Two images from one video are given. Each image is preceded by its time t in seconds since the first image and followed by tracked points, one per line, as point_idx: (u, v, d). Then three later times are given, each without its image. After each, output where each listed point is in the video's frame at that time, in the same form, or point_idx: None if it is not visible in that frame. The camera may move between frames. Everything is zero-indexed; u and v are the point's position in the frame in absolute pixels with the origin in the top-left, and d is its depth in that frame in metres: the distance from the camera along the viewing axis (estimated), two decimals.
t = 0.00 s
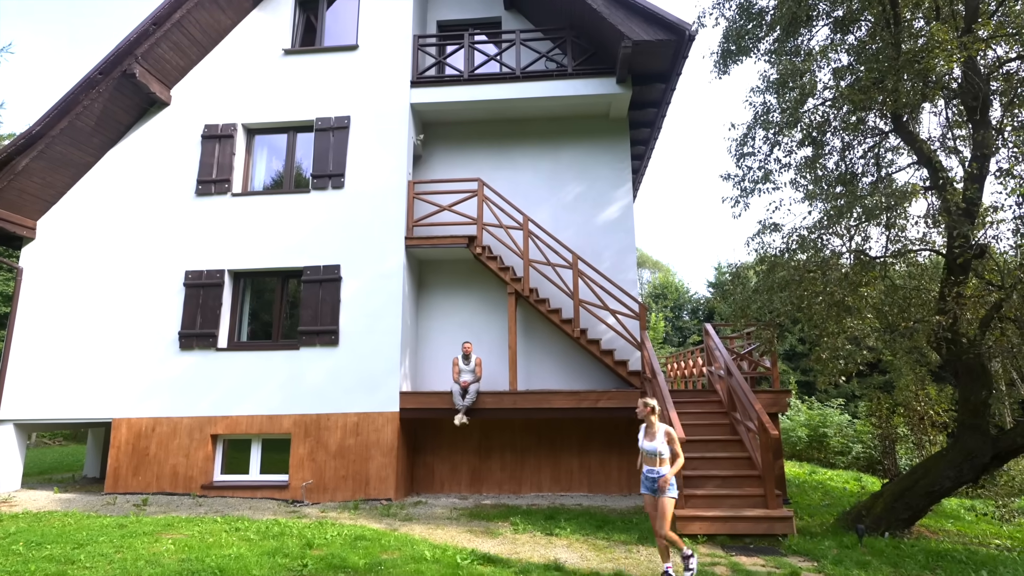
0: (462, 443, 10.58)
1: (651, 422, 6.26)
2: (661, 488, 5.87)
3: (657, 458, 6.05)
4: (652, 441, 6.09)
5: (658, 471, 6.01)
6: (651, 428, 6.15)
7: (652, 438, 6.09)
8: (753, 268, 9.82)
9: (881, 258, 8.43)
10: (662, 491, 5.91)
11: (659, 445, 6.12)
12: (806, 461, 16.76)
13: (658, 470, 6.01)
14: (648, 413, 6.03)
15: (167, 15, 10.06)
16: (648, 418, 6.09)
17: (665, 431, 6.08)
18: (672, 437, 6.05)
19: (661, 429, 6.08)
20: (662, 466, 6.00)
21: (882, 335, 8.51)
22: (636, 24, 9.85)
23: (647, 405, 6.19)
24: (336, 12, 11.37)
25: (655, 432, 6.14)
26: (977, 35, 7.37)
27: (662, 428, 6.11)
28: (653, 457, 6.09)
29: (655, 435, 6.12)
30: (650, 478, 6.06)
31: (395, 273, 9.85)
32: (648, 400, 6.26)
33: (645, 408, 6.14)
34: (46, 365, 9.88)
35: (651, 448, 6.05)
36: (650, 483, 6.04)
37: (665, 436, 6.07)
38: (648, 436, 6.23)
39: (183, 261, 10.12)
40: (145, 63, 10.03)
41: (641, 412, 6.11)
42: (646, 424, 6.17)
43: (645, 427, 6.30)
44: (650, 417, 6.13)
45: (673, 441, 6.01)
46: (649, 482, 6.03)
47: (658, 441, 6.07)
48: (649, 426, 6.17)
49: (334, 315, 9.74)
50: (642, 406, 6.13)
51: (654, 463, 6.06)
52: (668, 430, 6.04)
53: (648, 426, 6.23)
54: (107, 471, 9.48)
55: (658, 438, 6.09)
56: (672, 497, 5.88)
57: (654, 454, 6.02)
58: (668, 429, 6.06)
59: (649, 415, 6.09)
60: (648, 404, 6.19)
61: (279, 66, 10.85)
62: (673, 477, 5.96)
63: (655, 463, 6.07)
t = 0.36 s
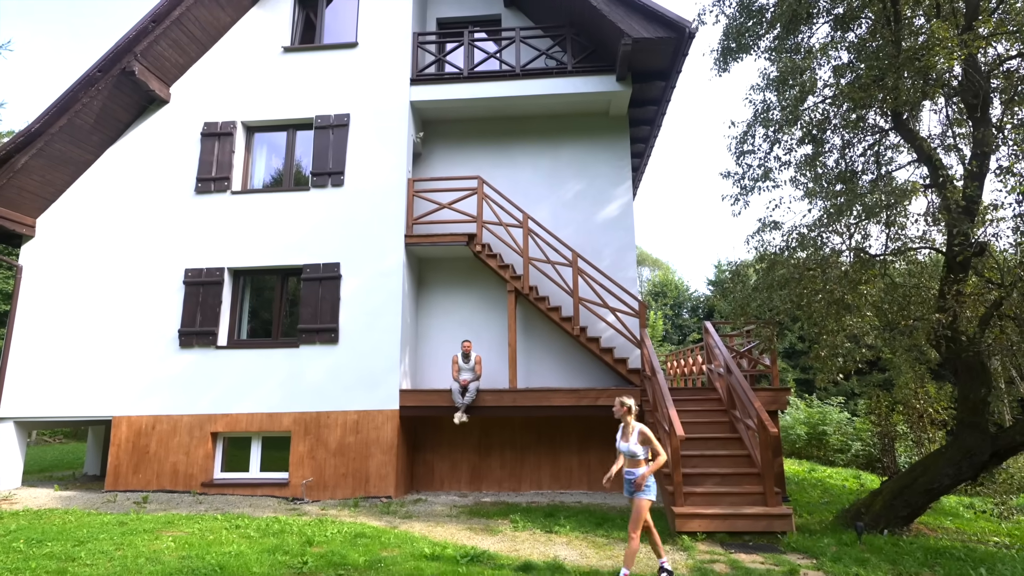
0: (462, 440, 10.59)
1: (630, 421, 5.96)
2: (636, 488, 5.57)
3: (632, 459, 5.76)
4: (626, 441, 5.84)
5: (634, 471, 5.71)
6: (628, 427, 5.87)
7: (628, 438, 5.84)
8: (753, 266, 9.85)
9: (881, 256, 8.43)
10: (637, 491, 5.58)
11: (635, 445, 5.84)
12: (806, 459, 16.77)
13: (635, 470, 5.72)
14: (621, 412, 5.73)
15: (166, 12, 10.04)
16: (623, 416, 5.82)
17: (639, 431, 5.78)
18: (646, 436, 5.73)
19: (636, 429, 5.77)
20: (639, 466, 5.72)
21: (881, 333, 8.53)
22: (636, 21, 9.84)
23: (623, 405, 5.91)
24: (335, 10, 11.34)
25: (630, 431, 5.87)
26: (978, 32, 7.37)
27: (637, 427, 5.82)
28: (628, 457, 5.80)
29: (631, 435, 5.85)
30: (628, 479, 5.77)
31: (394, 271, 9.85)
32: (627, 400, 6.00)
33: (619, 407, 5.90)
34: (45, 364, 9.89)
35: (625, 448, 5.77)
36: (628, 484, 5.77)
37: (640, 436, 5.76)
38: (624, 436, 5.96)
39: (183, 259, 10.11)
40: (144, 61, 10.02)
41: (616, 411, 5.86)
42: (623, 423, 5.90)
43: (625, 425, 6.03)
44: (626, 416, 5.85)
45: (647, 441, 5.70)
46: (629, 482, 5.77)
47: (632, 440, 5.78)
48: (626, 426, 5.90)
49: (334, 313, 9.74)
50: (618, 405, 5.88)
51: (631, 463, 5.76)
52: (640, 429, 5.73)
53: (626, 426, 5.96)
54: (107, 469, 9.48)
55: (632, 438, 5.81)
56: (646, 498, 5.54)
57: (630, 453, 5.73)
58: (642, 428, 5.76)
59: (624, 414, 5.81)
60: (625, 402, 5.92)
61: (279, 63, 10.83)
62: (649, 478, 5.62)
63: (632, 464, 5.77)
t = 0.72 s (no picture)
0: (461, 438, 10.59)
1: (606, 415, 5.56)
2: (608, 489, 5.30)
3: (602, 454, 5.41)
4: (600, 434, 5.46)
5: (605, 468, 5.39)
6: (602, 420, 5.50)
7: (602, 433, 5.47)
8: (752, 264, 9.94)
9: (880, 253, 8.60)
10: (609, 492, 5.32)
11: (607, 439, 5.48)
12: (805, 456, 16.82)
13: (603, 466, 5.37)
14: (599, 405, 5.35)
15: (164, 8, 10.00)
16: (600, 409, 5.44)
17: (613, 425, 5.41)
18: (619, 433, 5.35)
19: (611, 423, 5.40)
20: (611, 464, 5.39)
21: (880, 330, 8.74)
22: (636, 18, 9.83)
23: (602, 397, 5.52)
24: (334, 6, 11.30)
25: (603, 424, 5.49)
26: (978, 29, 7.36)
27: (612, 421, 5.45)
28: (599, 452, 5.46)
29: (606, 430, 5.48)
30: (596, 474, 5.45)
31: (394, 268, 9.84)
32: (605, 393, 5.63)
33: (599, 399, 5.51)
34: (45, 361, 9.89)
35: (596, 441, 5.42)
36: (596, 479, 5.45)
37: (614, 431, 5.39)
38: (598, 430, 5.58)
39: (182, 256, 10.10)
40: (143, 57, 10.00)
41: (594, 403, 5.47)
42: (598, 415, 5.53)
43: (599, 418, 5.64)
44: (603, 409, 5.47)
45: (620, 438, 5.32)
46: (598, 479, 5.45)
47: (604, 434, 5.41)
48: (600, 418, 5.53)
49: (334, 311, 9.74)
50: (596, 397, 5.50)
51: (602, 459, 5.42)
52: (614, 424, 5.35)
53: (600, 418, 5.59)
54: (107, 466, 9.49)
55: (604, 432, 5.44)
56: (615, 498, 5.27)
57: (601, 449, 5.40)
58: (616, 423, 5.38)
59: (602, 406, 5.44)
60: (604, 395, 5.54)
61: (277, 60, 10.79)
62: (620, 476, 5.31)
63: (601, 459, 5.43)
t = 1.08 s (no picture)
0: (461, 436, 10.53)
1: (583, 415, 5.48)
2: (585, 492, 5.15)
3: (579, 456, 5.27)
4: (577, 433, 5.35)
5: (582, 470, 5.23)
6: (580, 419, 5.44)
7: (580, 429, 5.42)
8: (752, 260, 10.00)
9: (881, 249, 8.63)
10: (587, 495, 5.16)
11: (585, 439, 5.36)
12: (806, 453, 16.78)
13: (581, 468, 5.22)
14: (582, 398, 5.31)
15: (160, 6, 9.95)
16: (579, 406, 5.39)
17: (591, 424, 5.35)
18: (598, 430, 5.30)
19: (590, 421, 5.37)
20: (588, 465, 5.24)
21: (882, 326, 8.58)
22: (634, 14, 9.79)
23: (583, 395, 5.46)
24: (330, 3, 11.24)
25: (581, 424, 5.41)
26: (977, 23, 7.26)
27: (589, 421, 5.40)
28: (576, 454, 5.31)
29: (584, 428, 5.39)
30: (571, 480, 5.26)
31: (392, 266, 9.80)
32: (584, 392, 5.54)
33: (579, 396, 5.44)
34: (42, 362, 9.84)
35: (574, 441, 5.29)
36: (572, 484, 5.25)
37: (592, 430, 5.33)
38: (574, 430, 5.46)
39: (179, 255, 10.05)
40: (138, 56, 9.95)
41: (573, 400, 5.42)
42: (575, 415, 5.46)
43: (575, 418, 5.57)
44: (581, 406, 5.44)
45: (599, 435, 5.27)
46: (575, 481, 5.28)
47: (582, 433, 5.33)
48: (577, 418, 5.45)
49: (332, 309, 9.69)
50: (577, 395, 5.44)
51: (579, 461, 5.27)
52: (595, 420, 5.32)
53: (576, 419, 5.51)
54: (105, 467, 9.44)
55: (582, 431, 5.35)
56: (596, 502, 5.11)
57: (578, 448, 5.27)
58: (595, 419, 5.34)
59: (582, 403, 5.41)
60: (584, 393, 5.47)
61: (274, 57, 10.73)
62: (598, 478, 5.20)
63: (578, 462, 5.28)
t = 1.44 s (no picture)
0: (458, 440, 9.89)
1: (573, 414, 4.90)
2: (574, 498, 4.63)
3: (567, 458, 4.76)
4: (565, 433, 4.81)
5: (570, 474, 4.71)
6: (569, 418, 4.88)
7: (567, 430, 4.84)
8: (772, 250, 9.32)
9: (910, 238, 8.07)
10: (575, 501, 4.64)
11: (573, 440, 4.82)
12: (828, 457, 15.99)
13: (569, 472, 4.71)
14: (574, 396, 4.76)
15: None
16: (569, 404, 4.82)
17: (581, 424, 4.80)
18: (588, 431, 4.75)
19: (581, 420, 4.82)
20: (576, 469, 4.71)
21: (911, 321, 8.23)
22: None
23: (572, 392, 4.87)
24: None
25: (570, 423, 4.86)
26: None
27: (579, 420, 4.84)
28: (563, 456, 4.78)
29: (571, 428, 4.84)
30: (559, 485, 4.77)
31: (384, 256, 9.16)
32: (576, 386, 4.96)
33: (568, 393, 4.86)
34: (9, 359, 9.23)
35: (562, 442, 4.77)
36: (559, 490, 4.77)
37: (582, 430, 4.79)
38: (562, 429, 4.92)
39: (155, 246, 9.41)
40: (109, 31, 9.29)
41: (564, 397, 4.83)
42: (564, 413, 4.90)
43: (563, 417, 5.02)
44: (572, 404, 4.87)
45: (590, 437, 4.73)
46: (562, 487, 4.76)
47: (571, 433, 4.79)
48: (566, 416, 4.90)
49: (320, 303, 9.05)
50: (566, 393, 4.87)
51: (566, 464, 4.75)
52: (587, 420, 4.76)
53: (564, 417, 4.96)
54: (77, 473, 8.83)
55: (571, 430, 4.81)
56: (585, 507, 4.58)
57: (567, 450, 4.75)
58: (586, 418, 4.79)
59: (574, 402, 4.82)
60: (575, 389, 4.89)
61: (255, 33, 10.02)
62: (589, 482, 4.67)
63: (565, 464, 4.76)
